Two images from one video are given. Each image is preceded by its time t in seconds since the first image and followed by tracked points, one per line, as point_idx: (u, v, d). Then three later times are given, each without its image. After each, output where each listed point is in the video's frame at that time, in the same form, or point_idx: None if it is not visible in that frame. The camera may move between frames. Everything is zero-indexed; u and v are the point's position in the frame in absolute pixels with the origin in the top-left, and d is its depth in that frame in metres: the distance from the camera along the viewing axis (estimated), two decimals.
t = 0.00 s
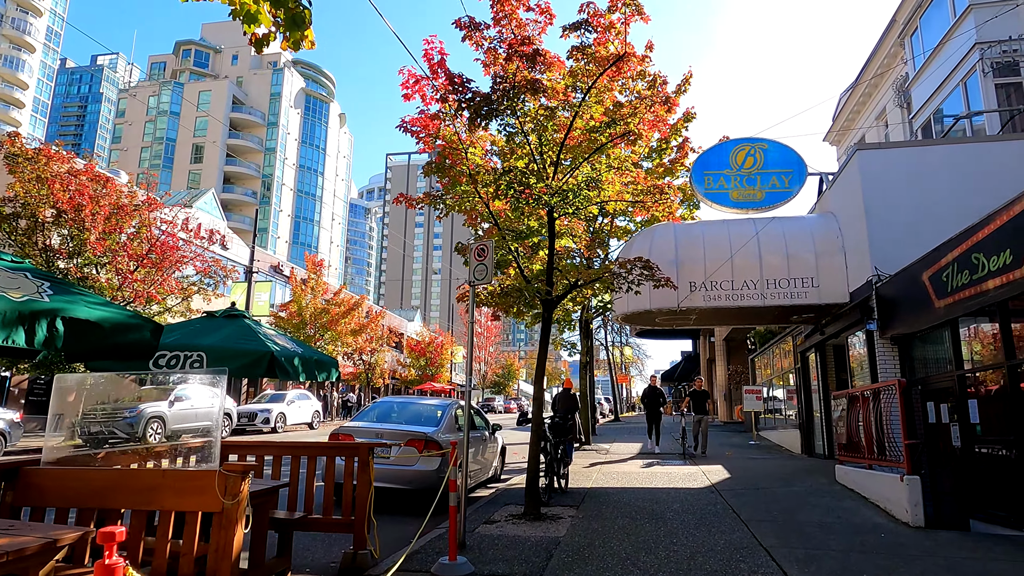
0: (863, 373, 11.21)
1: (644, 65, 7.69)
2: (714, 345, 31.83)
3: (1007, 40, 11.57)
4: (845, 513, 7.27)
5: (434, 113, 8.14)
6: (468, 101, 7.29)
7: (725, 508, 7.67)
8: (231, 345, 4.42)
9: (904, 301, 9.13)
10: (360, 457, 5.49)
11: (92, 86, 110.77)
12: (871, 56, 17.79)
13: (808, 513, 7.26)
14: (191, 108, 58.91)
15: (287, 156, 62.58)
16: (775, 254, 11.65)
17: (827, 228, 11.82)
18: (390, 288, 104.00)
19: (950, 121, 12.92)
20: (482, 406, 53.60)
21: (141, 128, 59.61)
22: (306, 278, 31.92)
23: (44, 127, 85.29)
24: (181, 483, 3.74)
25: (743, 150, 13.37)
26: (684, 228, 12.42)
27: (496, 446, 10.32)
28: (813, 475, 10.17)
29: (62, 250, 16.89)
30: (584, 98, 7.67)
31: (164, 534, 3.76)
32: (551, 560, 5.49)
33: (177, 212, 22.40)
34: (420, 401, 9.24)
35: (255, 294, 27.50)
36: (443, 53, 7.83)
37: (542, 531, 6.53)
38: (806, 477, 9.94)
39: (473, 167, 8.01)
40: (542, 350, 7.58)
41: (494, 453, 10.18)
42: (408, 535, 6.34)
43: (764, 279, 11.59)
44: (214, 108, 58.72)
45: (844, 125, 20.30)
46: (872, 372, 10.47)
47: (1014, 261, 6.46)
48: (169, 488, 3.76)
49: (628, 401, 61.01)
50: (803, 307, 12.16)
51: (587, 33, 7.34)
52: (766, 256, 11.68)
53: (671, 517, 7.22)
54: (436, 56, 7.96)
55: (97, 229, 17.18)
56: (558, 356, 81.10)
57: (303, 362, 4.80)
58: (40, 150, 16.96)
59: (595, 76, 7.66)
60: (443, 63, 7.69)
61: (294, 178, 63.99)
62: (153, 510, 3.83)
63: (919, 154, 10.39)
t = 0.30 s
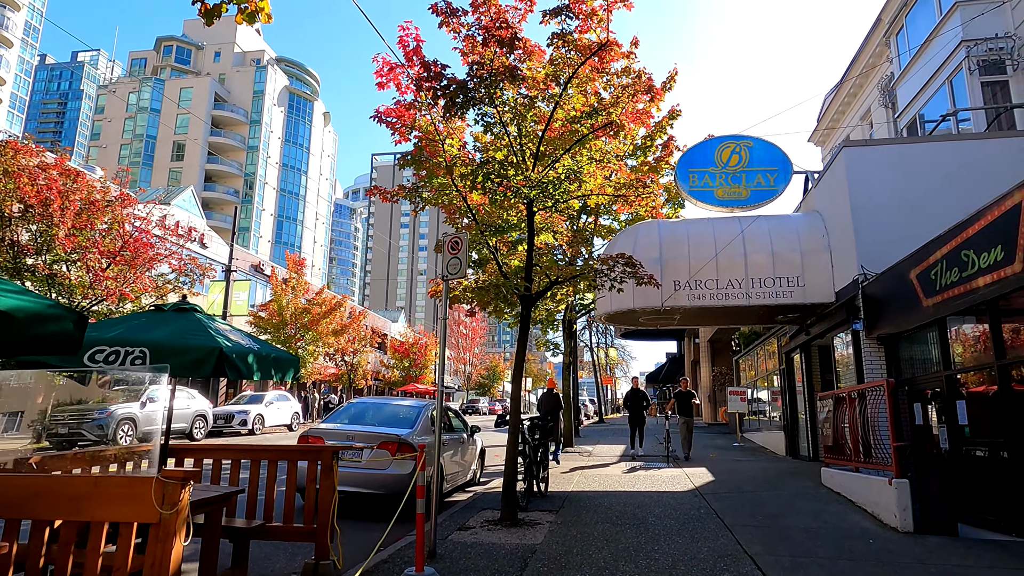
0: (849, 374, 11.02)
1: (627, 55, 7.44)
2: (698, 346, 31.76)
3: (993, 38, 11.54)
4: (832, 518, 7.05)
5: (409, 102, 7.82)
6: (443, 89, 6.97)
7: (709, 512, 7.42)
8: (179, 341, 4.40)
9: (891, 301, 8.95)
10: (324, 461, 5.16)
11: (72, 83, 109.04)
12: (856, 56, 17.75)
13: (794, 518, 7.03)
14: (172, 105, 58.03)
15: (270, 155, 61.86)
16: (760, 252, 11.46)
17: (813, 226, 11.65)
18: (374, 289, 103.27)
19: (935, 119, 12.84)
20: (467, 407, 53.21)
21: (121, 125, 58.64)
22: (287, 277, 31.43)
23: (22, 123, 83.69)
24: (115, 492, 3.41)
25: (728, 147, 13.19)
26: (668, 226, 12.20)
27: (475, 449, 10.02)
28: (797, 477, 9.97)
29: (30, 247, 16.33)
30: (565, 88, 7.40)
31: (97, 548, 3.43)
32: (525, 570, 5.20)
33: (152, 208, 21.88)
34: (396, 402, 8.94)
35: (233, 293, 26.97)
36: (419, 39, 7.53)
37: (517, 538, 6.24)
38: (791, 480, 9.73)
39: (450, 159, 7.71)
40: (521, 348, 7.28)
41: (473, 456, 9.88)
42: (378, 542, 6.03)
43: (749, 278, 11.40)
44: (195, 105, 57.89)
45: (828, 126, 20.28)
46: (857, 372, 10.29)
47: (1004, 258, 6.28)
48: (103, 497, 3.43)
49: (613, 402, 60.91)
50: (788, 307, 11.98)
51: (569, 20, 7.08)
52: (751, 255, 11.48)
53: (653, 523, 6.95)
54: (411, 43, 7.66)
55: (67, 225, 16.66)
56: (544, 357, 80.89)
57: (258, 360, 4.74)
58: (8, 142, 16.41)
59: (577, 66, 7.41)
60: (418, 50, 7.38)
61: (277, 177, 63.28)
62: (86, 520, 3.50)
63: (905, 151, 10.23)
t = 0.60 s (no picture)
0: (834, 374, 10.84)
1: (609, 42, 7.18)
2: (684, 347, 31.66)
3: (978, 35, 11.46)
4: (817, 523, 6.82)
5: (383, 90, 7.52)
6: (415, 74, 6.66)
7: (691, 517, 7.17)
8: (117, 335, 4.33)
9: (878, 299, 8.76)
10: (280, 465, 4.83)
11: (52, 78, 107.51)
12: (842, 55, 17.68)
13: (779, 523, 6.79)
14: (154, 101, 57.32)
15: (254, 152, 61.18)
16: (745, 250, 11.25)
17: (798, 224, 11.47)
18: (360, 288, 102.56)
19: (921, 117, 12.74)
20: (452, 407, 52.81)
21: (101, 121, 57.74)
22: (269, 275, 30.94)
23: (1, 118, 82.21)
24: (30, 500, 3.09)
25: (714, 144, 12.99)
26: (652, 223, 11.97)
27: (452, 451, 9.71)
28: (782, 480, 9.76)
29: None
30: (543, 76, 7.14)
31: (11, 562, 3.10)
32: None
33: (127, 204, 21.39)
34: (369, 402, 8.64)
35: (212, 291, 26.49)
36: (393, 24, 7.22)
37: (489, 545, 5.95)
38: (776, 482, 9.52)
39: (426, 149, 7.42)
40: (497, 345, 7.00)
41: (450, 457, 9.57)
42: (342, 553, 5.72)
43: (733, 277, 11.19)
44: (178, 101, 57.08)
45: (814, 126, 20.22)
46: (843, 373, 10.11)
47: (995, 253, 6.08)
48: (18, 507, 3.11)
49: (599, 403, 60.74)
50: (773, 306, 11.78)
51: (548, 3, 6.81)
52: (736, 253, 11.28)
53: (633, 528, 6.69)
54: (385, 29, 7.36)
55: (35, 219, 16.21)
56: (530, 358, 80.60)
57: (202, 356, 4.66)
58: None
59: (556, 53, 7.14)
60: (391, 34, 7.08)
61: (262, 175, 62.62)
62: None
63: (893, 148, 10.07)
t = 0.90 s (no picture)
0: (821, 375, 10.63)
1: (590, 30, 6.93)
2: (671, 347, 31.53)
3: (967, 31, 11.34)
4: (803, 529, 6.59)
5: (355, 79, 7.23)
6: (386, 62, 6.37)
7: (673, 523, 6.93)
8: (39, 334, 4.09)
9: (865, 299, 8.56)
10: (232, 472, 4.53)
11: (35, 74, 106.12)
12: (829, 54, 17.55)
13: (763, 529, 6.56)
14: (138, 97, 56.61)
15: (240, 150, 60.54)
16: (731, 249, 11.03)
17: (785, 222, 11.26)
18: (348, 288, 101.91)
19: (909, 115, 12.60)
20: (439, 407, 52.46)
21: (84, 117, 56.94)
22: (251, 274, 30.51)
23: None
24: None
25: (700, 141, 12.76)
26: (637, 221, 11.73)
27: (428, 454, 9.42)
28: (767, 483, 9.54)
29: None
30: (521, 65, 6.88)
31: None
32: None
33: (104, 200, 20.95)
34: (342, 403, 8.32)
35: (192, 290, 26.05)
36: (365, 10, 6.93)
37: (460, 555, 5.66)
38: (761, 486, 9.29)
39: (399, 142, 7.13)
40: (472, 344, 6.71)
41: (426, 461, 9.24)
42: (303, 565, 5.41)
43: (719, 276, 10.96)
44: (162, 97, 56.34)
45: (801, 126, 20.10)
46: (829, 374, 9.92)
47: (986, 250, 5.88)
48: None
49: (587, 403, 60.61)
50: (760, 306, 11.58)
51: None
52: (721, 252, 11.05)
53: (612, 535, 6.43)
54: (357, 16, 7.07)
55: (5, 215, 15.79)
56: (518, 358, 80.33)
57: (137, 355, 4.42)
58: None
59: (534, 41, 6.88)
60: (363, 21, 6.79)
61: (248, 173, 61.99)
62: None
63: (880, 145, 9.89)
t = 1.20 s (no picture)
0: (811, 373, 10.40)
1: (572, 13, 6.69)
2: (662, 346, 31.35)
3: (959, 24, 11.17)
4: (793, 533, 6.34)
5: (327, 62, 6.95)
6: (358, 43, 6.08)
7: (658, 526, 6.66)
8: None
9: (856, 294, 8.32)
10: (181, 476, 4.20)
11: (21, 71, 105.04)
12: (820, 49, 17.38)
13: (750, 532, 6.30)
14: (124, 94, 55.97)
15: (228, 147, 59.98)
16: (719, 244, 10.79)
17: (776, 217, 11.03)
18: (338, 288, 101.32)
19: (901, 109, 12.42)
20: (429, 407, 52.12)
21: (69, 113, 56.24)
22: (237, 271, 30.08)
23: None
24: None
25: (688, 134, 12.53)
26: (625, 216, 11.48)
27: (408, 454, 9.13)
28: (756, 483, 9.30)
29: None
30: (500, 48, 6.60)
31: None
32: None
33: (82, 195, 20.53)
34: (315, 402, 8.01)
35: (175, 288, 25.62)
36: None
37: (431, 561, 5.36)
38: (750, 486, 9.05)
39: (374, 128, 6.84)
40: (448, 338, 6.42)
41: (405, 462, 8.94)
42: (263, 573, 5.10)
43: (707, 272, 10.72)
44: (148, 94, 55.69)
45: (791, 122, 19.94)
46: (820, 372, 9.68)
47: (982, 241, 5.64)
48: None
49: (577, 403, 60.39)
50: (749, 302, 11.35)
51: None
52: (709, 247, 10.81)
53: (594, 539, 6.16)
54: None
55: None
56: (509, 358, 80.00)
57: (81, 353, 4.99)
58: None
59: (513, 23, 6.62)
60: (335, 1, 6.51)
61: (236, 171, 61.42)
62: None
63: (872, 137, 9.66)
